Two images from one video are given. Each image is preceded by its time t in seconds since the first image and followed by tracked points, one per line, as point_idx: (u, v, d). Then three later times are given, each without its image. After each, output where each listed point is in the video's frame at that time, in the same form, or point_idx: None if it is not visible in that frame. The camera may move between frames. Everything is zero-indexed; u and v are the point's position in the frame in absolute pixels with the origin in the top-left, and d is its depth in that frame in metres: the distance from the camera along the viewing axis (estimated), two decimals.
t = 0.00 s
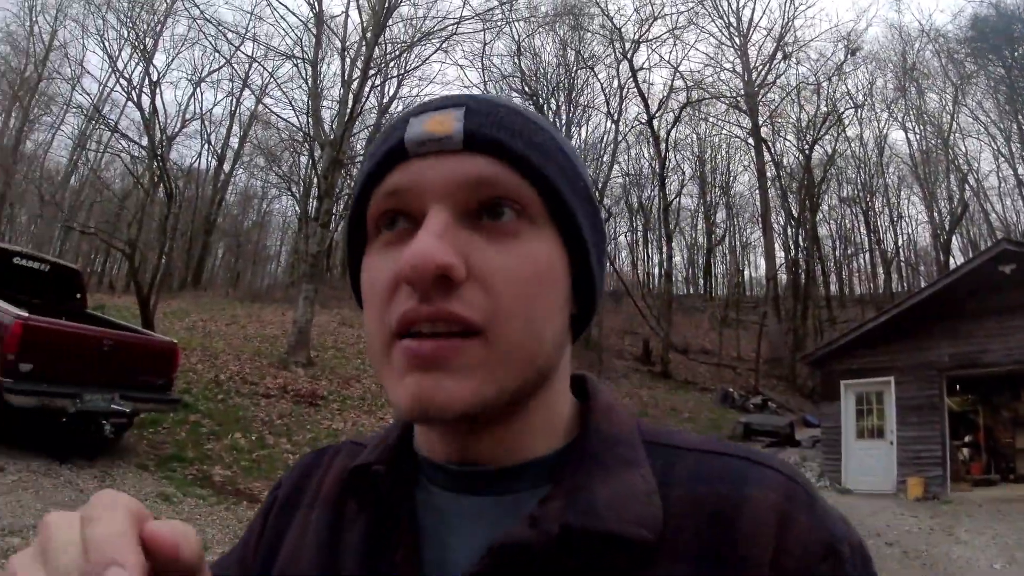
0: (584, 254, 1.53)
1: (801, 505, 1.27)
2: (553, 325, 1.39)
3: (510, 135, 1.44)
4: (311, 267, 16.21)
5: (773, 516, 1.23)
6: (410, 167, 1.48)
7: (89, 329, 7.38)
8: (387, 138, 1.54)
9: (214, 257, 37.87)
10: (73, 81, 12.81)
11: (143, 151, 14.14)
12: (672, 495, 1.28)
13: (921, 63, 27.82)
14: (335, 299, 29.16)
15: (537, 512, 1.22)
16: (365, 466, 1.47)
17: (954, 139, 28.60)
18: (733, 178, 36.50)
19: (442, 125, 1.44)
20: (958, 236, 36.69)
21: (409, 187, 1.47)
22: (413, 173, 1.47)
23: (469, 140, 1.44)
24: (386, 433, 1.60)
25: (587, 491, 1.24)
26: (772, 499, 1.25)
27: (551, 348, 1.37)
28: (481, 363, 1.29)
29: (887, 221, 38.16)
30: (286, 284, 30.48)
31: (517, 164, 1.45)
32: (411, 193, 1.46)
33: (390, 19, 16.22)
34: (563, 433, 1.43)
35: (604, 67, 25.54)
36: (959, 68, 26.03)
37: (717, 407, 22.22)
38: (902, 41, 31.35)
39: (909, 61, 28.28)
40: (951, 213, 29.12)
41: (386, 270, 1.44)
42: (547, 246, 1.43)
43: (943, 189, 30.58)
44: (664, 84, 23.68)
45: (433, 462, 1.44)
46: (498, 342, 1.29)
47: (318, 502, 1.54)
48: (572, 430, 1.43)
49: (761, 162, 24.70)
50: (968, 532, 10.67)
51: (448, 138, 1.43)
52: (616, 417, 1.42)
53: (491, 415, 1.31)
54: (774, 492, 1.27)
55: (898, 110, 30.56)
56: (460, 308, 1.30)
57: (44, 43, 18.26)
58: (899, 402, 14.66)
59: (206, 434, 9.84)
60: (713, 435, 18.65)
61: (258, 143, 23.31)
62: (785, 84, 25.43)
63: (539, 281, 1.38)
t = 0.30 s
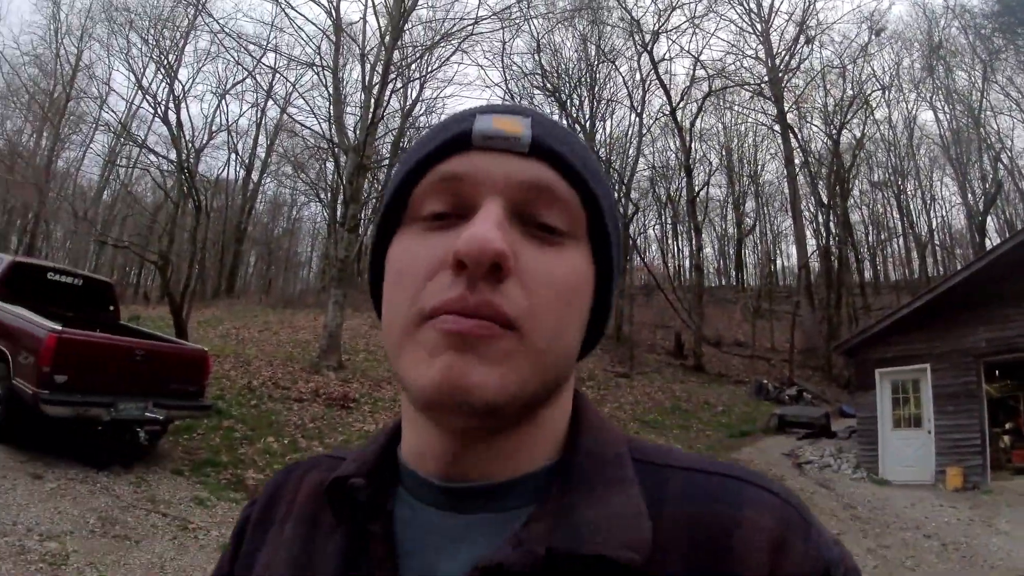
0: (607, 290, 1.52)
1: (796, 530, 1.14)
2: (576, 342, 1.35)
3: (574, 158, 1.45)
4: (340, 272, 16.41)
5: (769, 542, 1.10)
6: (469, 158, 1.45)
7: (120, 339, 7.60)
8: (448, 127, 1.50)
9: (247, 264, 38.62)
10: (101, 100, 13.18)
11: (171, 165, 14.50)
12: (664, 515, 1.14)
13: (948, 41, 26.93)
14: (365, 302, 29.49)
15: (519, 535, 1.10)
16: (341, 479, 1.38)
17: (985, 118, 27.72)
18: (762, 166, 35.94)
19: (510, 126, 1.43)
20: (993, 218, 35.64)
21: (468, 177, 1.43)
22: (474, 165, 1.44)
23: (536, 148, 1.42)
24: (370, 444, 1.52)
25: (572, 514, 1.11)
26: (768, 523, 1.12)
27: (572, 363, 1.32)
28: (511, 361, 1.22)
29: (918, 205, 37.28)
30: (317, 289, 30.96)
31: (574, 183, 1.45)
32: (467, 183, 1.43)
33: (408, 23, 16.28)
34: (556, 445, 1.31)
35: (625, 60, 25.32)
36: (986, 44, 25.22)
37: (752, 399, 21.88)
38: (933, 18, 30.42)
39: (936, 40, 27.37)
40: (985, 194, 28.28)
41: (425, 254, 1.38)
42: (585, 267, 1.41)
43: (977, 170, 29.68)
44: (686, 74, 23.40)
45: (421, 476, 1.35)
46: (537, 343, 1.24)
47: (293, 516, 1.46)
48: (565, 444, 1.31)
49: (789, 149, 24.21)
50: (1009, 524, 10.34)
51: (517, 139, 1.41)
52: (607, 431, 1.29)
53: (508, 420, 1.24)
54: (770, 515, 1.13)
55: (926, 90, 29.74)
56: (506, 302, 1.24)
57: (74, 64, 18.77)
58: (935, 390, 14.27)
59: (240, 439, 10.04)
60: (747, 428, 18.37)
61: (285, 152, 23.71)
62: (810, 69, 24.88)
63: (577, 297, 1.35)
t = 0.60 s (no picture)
0: (584, 296, 1.54)
1: (751, 544, 1.17)
2: (548, 354, 1.36)
3: (568, 164, 1.42)
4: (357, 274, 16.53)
5: (722, 558, 1.13)
6: (459, 153, 1.40)
7: (141, 348, 7.72)
8: (441, 115, 1.44)
9: (267, 269, 39.03)
10: (115, 114, 13.40)
11: (186, 174, 14.73)
12: (616, 525, 1.17)
13: (963, 15, 26.37)
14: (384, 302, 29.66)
15: (468, 546, 1.13)
16: (288, 481, 1.42)
17: (1005, 92, 27.10)
18: (778, 151, 35.53)
19: (504, 126, 1.38)
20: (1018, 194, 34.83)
21: (453, 172, 1.38)
22: (460, 159, 1.39)
23: (531, 151, 1.38)
24: (322, 444, 1.55)
25: (523, 528, 1.13)
26: (720, 538, 1.14)
27: (540, 378, 1.33)
28: (481, 380, 1.23)
29: (939, 183, 36.59)
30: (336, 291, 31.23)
31: (564, 190, 1.42)
32: (452, 180, 1.38)
33: (415, 22, 16.32)
34: (514, 449, 1.33)
35: (635, 50, 25.17)
36: (1003, 16, 24.63)
37: (773, 386, 21.70)
38: None
39: (950, 15, 26.80)
40: (1007, 169, 27.63)
41: (399, 253, 1.35)
42: (564, 281, 1.40)
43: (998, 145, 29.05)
44: (696, 61, 23.19)
45: (376, 481, 1.37)
46: (509, 367, 1.25)
47: (243, 518, 1.50)
48: (521, 450, 1.32)
49: (804, 132, 23.88)
50: None
51: (511, 140, 1.37)
52: (563, 436, 1.31)
53: (473, 434, 1.25)
54: (724, 528, 1.16)
55: (943, 66, 29.14)
56: (480, 321, 1.23)
57: (88, 79, 19.08)
58: (958, 371, 14.04)
59: (261, 441, 10.19)
60: (770, 415, 18.22)
61: (299, 156, 23.90)
62: (822, 50, 24.49)
63: (552, 314, 1.35)
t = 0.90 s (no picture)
0: (595, 285, 1.56)
1: (751, 540, 1.19)
2: (553, 344, 1.38)
3: (578, 153, 1.43)
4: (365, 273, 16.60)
5: (722, 554, 1.15)
6: (466, 140, 1.42)
7: (154, 352, 7.83)
8: (450, 101, 1.46)
9: (275, 270, 39.23)
10: (121, 121, 13.53)
11: (192, 179, 14.83)
12: (615, 514, 1.20)
13: None
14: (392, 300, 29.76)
15: (467, 536, 1.16)
16: (296, 467, 1.48)
17: (1011, 73, 26.82)
18: (784, 138, 35.36)
19: (513, 112, 1.39)
20: None
21: (458, 162, 1.41)
22: (467, 146, 1.41)
23: (540, 140, 1.39)
24: (331, 433, 1.61)
25: (521, 518, 1.17)
26: (721, 533, 1.17)
27: (546, 367, 1.35)
28: (485, 369, 1.25)
29: (947, 166, 36.32)
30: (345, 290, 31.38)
31: (574, 179, 1.43)
32: (458, 169, 1.41)
33: (415, 21, 16.33)
34: (518, 442, 1.36)
35: (637, 41, 25.09)
36: None
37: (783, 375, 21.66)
38: None
39: None
40: (1016, 151, 27.39)
41: (406, 240, 1.38)
42: (571, 270, 1.42)
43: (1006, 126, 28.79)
44: (698, 51, 23.08)
45: (381, 467, 1.41)
46: (514, 358, 1.27)
47: (254, 504, 1.58)
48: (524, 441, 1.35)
49: (809, 119, 23.74)
50: None
51: (519, 128, 1.38)
52: (566, 427, 1.34)
53: (479, 422, 1.28)
54: (726, 524, 1.18)
55: (948, 48, 28.88)
56: (483, 312, 1.25)
57: (92, 87, 19.22)
58: (969, 356, 13.97)
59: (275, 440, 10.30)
60: (780, 404, 18.19)
61: (304, 157, 24.01)
62: (825, 36, 24.32)
63: (558, 303, 1.37)
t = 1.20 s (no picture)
0: (605, 283, 1.58)
1: (761, 537, 1.20)
2: (563, 343, 1.40)
3: (586, 150, 1.45)
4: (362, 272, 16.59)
5: (730, 553, 1.16)
6: (474, 139, 1.44)
7: (152, 353, 7.83)
8: (458, 100, 1.48)
9: (272, 270, 39.19)
10: (116, 122, 13.51)
11: (188, 179, 14.81)
12: (623, 514, 1.22)
13: None
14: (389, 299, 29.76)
15: (477, 534, 1.18)
16: (309, 467, 1.50)
17: (1006, 69, 26.90)
18: (779, 135, 35.41)
19: (522, 109, 1.41)
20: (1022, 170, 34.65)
21: (467, 162, 1.42)
22: (475, 147, 1.43)
23: (548, 138, 1.41)
24: (344, 431, 1.63)
25: (531, 516, 1.19)
26: (728, 530, 1.19)
27: (555, 367, 1.37)
28: (495, 369, 1.27)
29: (942, 162, 36.45)
30: (342, 289, 31.37)
31: (583, 176, 1.45)
32: (467, 169, 1.42)
33: (410, 20, 16.30)
34: (527, 441, 1.38)
35: (632, 38, 25.14)
36: None
37: (780, 371, 21.74)
38: None
39: None
40: (1010, 147, 27.49)
41: (416, 241, 1.40)
42: (581, 268, 1.44)
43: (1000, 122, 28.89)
44: (693, 48, 23.06)
45: (394, 467, 1.43)
46: (525, 359, 1.29)
47: (271, 505, 1.60)
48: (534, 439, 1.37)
49: (804, 116, 23.78)
50: None
51: (527, 126, 1.40)
52: (578, 425, 1.36)
53: (490, 425, 1.30)
54: (733, 521, 1.20)
55: (942, 45, 28.95)
56: (493, 311, 1.26)
57: (87, 88, 19.19)
58: (964, 352, 14.04)
59: (274, 440, 10.32)
60: (777, 401, 18.26)
61: (300, 156, 23.98)
62: (820, 33, 24.36)
63: (567, 302, 1.39)
